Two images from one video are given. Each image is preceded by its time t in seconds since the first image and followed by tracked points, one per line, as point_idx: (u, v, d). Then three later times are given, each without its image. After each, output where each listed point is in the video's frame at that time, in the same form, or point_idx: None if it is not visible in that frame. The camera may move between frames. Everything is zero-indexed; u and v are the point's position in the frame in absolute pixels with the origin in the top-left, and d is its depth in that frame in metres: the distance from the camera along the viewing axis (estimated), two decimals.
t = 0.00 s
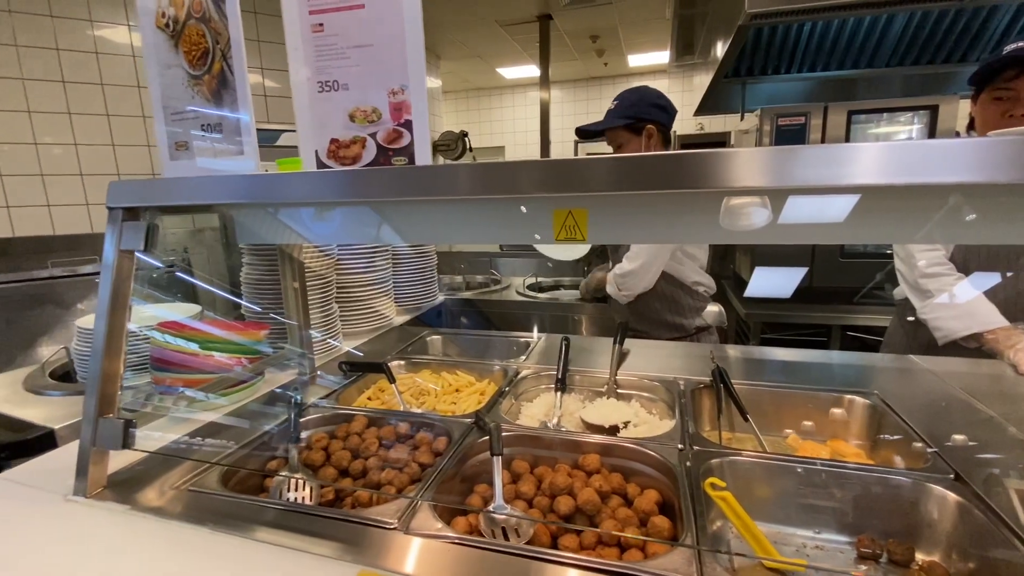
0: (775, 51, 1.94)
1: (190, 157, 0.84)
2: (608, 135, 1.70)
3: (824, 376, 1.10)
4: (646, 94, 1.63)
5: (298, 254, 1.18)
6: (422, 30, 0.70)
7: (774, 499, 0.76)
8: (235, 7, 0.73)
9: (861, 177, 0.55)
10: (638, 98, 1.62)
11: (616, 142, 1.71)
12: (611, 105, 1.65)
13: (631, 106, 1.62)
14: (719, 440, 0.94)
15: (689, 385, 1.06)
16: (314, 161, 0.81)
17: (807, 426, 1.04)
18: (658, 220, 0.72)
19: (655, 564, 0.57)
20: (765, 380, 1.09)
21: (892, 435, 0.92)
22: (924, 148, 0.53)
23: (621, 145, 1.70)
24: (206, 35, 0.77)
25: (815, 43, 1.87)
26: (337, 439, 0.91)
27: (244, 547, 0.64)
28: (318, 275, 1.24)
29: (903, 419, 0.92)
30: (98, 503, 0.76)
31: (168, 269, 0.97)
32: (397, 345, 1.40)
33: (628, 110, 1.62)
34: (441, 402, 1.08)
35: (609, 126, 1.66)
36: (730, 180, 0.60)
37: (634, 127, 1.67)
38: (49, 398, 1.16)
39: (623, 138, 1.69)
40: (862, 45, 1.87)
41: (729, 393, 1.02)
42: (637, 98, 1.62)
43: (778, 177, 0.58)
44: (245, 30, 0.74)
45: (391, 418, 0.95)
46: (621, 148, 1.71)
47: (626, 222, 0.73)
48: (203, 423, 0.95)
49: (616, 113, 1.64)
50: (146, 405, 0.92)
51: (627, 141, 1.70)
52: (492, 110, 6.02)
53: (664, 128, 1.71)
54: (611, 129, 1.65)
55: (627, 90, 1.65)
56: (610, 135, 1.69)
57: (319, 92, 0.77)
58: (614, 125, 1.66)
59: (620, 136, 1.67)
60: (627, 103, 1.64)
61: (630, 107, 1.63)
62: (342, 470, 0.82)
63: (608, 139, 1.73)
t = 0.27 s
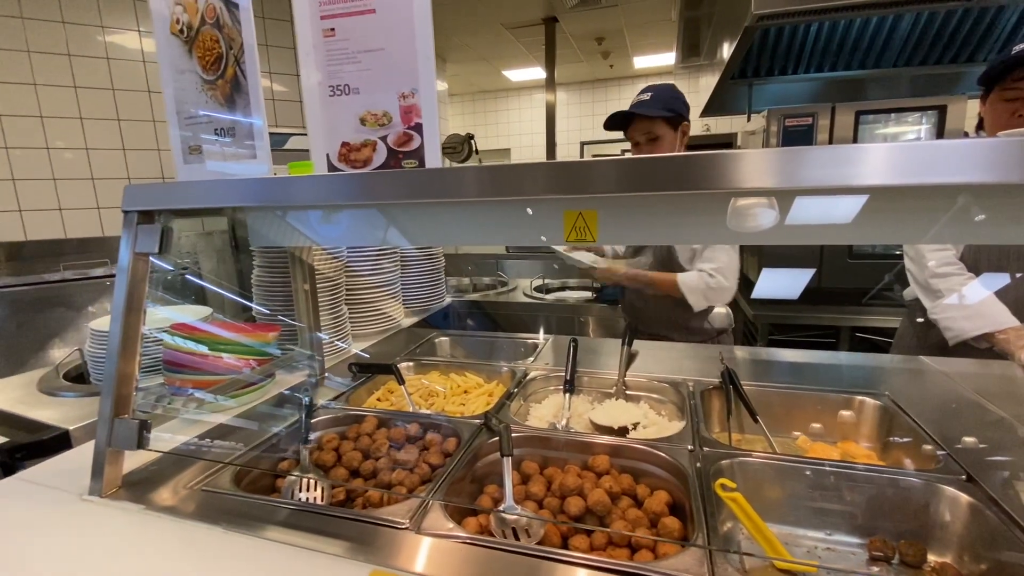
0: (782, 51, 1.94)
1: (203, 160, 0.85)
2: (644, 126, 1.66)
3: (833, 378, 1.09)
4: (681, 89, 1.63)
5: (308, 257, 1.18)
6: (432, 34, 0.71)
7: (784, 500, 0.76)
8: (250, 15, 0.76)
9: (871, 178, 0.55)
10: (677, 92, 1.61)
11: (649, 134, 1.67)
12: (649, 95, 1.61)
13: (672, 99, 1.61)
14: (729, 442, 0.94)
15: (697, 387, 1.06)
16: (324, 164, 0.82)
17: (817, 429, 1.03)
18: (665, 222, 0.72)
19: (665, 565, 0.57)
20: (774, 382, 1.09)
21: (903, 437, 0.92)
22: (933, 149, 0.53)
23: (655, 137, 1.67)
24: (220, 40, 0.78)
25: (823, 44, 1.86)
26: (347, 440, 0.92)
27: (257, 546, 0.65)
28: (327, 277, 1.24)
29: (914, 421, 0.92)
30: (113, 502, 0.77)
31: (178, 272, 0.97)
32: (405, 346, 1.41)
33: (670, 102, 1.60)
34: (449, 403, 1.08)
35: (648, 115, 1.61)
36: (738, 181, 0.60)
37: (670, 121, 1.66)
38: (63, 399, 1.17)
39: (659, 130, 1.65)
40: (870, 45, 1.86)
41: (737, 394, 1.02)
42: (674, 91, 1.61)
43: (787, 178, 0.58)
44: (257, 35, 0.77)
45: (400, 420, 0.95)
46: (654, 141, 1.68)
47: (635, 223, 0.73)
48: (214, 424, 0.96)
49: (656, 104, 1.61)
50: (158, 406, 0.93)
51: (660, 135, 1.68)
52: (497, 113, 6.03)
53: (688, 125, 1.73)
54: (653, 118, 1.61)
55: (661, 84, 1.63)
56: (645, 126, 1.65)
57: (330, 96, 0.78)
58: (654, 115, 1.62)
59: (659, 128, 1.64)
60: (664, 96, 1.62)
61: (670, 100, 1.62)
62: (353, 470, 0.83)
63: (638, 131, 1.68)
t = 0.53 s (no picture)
0: (780, 53, 1.94)
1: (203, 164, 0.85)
2: (675, 118, 1.62)
3: (833, 379, 1.10)
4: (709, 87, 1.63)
5: (308, 261, 1.18)
6: (430, 37, 0.71)
7: (784, 503, 0.76)
8: (248, 19, 0.74)
9: (868, 180, 0.55)
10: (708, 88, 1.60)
11: (679, 127, 1.63)
12: (682, 87, 1.58)
13: (704, 94, 1.59)
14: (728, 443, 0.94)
15: (697, 390, 1.06)
16: (323, 168, 0.82)
17: (817, 430, 1.03)
18: (664, 225, 0.73)
19: (664, 568, 0.57)
20: (774, 384, 1.09)
21: (903, 438, 0.92)
22: (930, 151, 0.53)
23: (684, 130, 1.63)
24: (219, 45, 0.78)
25: (820, 46, 1.86)
26: (346, 444, 0.92)
27: (255, 550, 0.65)
28: (327, 281, 1.24)
29: (913, 422, 0.92)
30: (112, 508, 0.77)
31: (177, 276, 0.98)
32: (405, 349, 1.41)
33: (703, 96, 1.58)
34: (449, 406, 1.08)
35: (683, 106, 1.58)
36: (736, 184, 0.60)
37: (701, 117, 1.63)
38: (62, 404, 1.17)
39: (690, 125, 1.62)
40: (867, 47, 1.86)
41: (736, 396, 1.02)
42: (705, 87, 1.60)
43: (785, 181, 0.58)
44: (256, 40, 0.76)
45: (400, 423, 0.95)
46: (684, 135, 1.64)
47: (634, 226, 0.73)
48: (213, 428, 0.96)
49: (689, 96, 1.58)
50: (157, 411, 0.93)
51: (688, 131, 1.65)
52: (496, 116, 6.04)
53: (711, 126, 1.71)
54: (688, 110, 1.57)
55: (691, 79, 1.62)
56: (676, 117, 1.61)
57: (329, 100, 0.78)
58: (688, 108, 1.59)
59: (691, 121, 1.60)
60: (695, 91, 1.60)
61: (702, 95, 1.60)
62: (352, 474, 0.83)
63: (667, 124, 1.63)
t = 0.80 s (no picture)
0: (768, 57, 1.96)
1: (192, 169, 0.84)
2: (704, 111, 1.54)
3: (822, 381, 1.11)
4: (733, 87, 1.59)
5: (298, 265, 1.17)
6: (420, 41, 0.71)
7: (774, 504, 0.76)
8: (237, 23, 0.74)
9: (856, 184, 0.56)
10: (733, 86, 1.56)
11: (709, 122, 1.55)
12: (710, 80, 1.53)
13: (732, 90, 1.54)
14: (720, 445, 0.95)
15: (688, 392, 1.06)
16: (313, 173, 0.81)
17: (807, 432, 1.04)
18: (655, 228, 0.73)
19: (656, 571, 0.57)
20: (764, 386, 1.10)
21: (891, 439, 0.93)
22: (916, 155, 0.53)
23: (713, 125, 1.55)
24: (207, 50, 0.78)
25: (808, 50, 1.89)
26: (337, 450, 0.91)
27: (245, 559, 0.64)
28: (317, 285, 1.23)
29: (901, 423, 0.93)
30: (99, 517, 0.76)
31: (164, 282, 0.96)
32: (396, 354, 1.40)
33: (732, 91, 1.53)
34: (441, 411, 1.08)
35: (715, 99, 1.51)
36: (726, 188, 0.61)
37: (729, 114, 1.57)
38: (47, 413, 1.15)
39: (718, 120, 1.56)
40: (853, 52, 1.89)
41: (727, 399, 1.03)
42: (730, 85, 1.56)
43: (775, 185, 0.58)
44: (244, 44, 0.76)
45: (392, 429, 0.95)
46: (712, 130, 1.56)
47: (625, 230, 0.74)
48: (202, 436, 0.95)
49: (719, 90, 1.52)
50: (145, 418, 0.92)
51: (715, 127, 1.57)
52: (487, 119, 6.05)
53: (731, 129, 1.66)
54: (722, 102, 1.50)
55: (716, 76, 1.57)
56: (706, 111, 1.53)
57: (318, 104, 0.78)
58: (719, 100, 1.52)
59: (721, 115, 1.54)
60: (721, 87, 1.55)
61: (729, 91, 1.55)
62: (344, 480, 0.82)
63: (695, 117, 1.55)
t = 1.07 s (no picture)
0: (749, 62, 1.99)
1: (167, 173, 0.83)
2: (713, 112, 1.56)
3: (802, 381, 1.12)
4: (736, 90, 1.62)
5: (279, 270, 1.15)
6: (399, 46, 0.71)
7: (756, 504, 0.77)
8: (212, 26, 0.74)
9: (833, 188, 0.57)
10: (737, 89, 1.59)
11: (717, 124, 1.57)
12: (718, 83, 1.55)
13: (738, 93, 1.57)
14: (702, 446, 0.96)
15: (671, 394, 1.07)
16: (292, 177, 0.80)
17: (788, 432, 1.05)
18: (637, 232, 0.73)
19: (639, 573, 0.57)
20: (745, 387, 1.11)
21: (869, 437, 0.94)
22: (890, 160, 0.55)
23: (720, 127, 1.57)
24: (181, 53, 0.76)
25: (787, 56, 1.92)
26: (319, 458, 0.90)
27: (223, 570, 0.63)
28: (299, 290, 1.22)
29: (878, 422, 0.95)
30: (71, 530, 0.74)
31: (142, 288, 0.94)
32: (380, 360, 1.39)
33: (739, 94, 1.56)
34: (425, 416, 1.07)
35: (724, 101, 1.53)
36: (707, 193, 0.61)
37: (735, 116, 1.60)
38: (19, 424, 1.12)
39: (726, 123, 1.58)
40: (831, 58, 1.93)
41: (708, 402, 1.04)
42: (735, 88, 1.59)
43: (755, 189, 0.59)
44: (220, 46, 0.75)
45: (376, 435, 0.94)
46: (719, 132, 1.58)
47: (607, 234, 0.74)
48: (181, 444, 0.93)
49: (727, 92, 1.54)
50: (121, 428, 0.90)
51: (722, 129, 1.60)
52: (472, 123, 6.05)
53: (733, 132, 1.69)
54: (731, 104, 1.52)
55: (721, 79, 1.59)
56: (714, 112, 1.55)
57: (297, 108, 0.78)
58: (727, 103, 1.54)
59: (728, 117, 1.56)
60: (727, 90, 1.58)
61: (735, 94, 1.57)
62: (325, 488, 0.81)
63: (703, 118, 1.57)
